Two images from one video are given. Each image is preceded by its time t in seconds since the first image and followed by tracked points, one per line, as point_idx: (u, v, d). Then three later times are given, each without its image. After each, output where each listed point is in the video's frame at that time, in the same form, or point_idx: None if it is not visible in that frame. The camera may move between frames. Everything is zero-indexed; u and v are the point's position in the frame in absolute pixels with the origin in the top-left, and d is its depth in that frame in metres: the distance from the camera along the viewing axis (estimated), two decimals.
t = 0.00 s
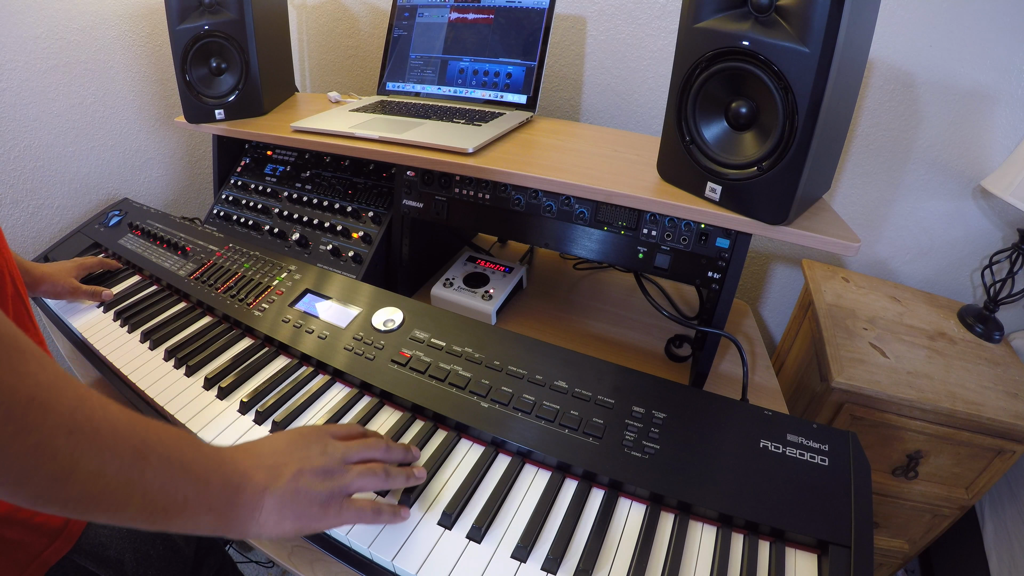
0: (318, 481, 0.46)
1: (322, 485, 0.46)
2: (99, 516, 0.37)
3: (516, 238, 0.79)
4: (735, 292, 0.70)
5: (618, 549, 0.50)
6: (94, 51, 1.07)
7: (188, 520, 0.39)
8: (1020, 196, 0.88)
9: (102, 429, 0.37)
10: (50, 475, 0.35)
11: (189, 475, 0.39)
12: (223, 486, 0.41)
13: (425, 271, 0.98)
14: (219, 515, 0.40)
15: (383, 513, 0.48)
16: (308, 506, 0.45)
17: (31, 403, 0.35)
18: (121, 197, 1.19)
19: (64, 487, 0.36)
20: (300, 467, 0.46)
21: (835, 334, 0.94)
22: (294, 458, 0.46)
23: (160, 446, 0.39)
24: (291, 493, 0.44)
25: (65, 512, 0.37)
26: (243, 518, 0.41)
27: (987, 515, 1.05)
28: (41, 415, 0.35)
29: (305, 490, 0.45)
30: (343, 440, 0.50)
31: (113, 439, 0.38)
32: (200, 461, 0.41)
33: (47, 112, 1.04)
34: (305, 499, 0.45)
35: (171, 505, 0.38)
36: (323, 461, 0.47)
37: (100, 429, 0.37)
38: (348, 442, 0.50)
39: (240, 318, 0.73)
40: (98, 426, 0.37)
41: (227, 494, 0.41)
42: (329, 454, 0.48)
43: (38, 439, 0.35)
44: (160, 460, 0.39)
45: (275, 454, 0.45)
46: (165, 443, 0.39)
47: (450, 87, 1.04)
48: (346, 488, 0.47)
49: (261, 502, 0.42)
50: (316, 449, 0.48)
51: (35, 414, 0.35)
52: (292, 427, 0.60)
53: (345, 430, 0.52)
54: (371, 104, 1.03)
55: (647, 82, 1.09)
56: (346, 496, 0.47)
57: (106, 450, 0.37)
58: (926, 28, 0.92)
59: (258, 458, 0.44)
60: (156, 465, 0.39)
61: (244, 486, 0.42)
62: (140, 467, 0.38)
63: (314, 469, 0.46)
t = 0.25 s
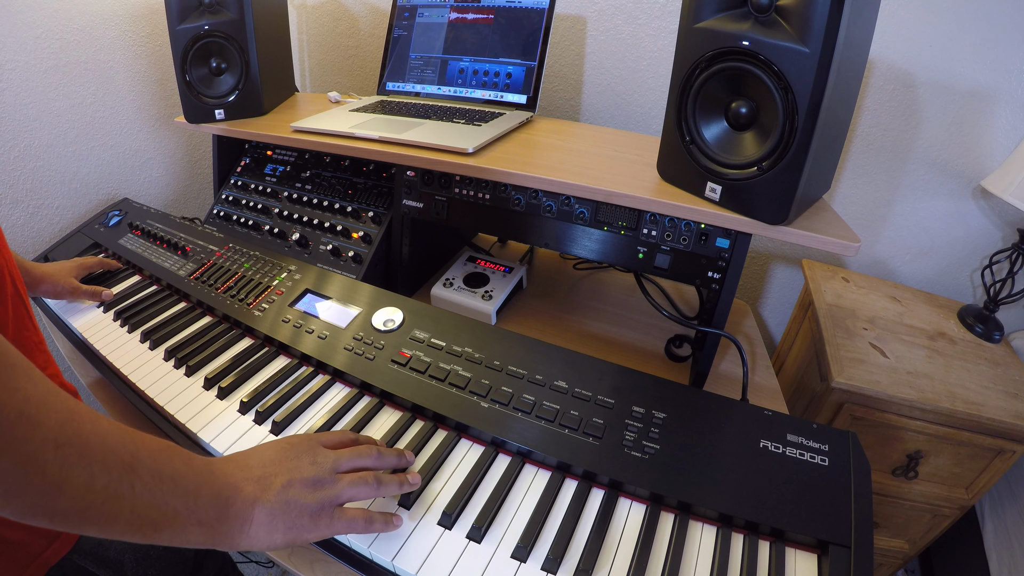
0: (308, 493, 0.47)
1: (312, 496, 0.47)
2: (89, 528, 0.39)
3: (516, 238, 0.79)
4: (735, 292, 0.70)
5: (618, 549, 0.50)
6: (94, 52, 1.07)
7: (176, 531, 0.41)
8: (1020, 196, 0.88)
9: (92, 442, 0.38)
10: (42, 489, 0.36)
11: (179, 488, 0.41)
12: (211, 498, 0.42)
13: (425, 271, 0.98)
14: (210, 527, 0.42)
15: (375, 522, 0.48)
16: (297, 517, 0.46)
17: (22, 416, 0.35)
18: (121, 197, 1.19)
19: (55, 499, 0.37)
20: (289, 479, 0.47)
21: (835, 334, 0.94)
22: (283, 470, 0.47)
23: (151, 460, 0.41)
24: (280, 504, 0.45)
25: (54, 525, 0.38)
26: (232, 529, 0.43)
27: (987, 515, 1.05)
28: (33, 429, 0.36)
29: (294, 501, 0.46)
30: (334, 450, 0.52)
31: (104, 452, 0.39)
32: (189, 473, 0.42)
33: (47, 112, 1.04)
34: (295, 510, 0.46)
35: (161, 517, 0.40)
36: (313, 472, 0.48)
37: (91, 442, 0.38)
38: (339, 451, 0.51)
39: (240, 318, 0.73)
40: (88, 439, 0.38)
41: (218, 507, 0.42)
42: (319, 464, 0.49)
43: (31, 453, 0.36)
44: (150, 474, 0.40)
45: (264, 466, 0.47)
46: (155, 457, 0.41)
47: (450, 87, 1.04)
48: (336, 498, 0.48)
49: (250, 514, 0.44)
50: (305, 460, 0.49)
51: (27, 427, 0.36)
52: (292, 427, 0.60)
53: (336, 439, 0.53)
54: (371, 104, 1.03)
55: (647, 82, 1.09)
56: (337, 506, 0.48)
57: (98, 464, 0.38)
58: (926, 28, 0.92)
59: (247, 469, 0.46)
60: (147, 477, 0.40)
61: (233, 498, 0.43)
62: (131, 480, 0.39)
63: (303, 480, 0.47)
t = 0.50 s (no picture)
0: (309, 493, 0.47)
1: (313, 497, 0.47)
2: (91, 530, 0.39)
3: (516, 238, 0.79)
4: (735, 292, 0.70)
5: (618, 549, 0.50)
6: (94, 52, 1.07)
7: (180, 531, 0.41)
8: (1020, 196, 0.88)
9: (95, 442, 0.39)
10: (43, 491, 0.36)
11: (180, 489, 0.41)
12: (212, 499, 0.42)
13: (425, 271, 0.98)
14: (211, 528, 0.42)
15: (375, 520, 0.48)
16: (298, 516, 0.46)
17: (22, 417, 0.36)
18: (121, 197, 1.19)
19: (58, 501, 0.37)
20: (288, 479, 0.46)
21: (835, 334, 0.94)
22: (282, 470, 0.47)
23: (152, 462, 0.41)
24: (280, 503, 0.45)
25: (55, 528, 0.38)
26: (234, 530, 0.43)
27: (987, 514, 1.05)
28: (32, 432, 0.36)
29: (294, 501, 0.46)
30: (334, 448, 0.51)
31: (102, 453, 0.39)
32: (190, 475, 0.42)
33: (47, 112, 1.04)
34: (295, 511, 0.46)
35: (164, 518, 0.40)
36: (314, 472, 0.48)
37: (93, 445, 0.39)
38: (339, 450, 0.51)
39: (240, 318, 0.73)
40: (91, 441, 0.39)
41: (219, 508, 0.42)
42: (319, 464, 0.49)
43: (33, 456, 0.36)
44: (152, 475, 0.40)
45: (264, 466, 0.47)
46: (156, 459, 0.41)
47: (450, 87, 1.04)
48: (337, 498, 0.48)
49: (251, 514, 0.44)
50: (305, 459, 0.48)
51: (27, 428, 0.36)
52: (292, 427, 0.60)
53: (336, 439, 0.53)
54: (371, 104, 1.03)
55: (647, 82, 1.09)
56: (338, 505, 0.48)
57: (100, 466, 0.38)
58: (926, 28, 0.92)
59: (246, 469, 0.46)
60: (149, 478, 0.40)
61: (233, 499, 0.43)
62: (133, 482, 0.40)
63: (303, 481, 0.47)
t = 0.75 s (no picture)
0: (277, 443, 0.47)
1: (281, 448, 0.47)
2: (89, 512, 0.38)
3: (516, 238, 0.79)
4: (735, 292, 0.70)
5: (618, 550, 0.50)
6: (93, 51, 1.07)
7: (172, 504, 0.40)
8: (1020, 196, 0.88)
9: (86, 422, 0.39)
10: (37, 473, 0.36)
11: (166, 463, 0.40)
12: (197, 468, 0.41)
13: (425, 271, 0.98)
14: (198, 498, 0.40)
15: (343, 460, 0.50)
16: (274, 469, 0.45)
17: (18, 406, 0.36)
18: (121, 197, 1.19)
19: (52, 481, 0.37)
20: (256, 436, 0.46)
21: (835, 334, 0.94)
22: (251, 431, 0.46)
23: (140, 439, 0.40)
24: (254, 458, 0.44)
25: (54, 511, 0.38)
26: (221, 496, 0.42)
27: (987, 514, 1.05)
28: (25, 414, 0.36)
29: (266, 455, 0.46)
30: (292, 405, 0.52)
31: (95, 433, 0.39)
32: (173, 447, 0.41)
33: (47, 112, 1.04)
34: (269, 462, 0.45)
35: (153, 491, 0.39)
36: (278, 425, 0.48)
37: (81, 428, 0.38)
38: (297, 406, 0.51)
39: (240, 318, 0.73)
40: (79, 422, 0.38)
41: (203, 478, 0.41)
42: (282, 417, 0.49)
43: (24, 440, 0.36)
44: (139, 450, 0.39)
45: (234, 431, 0.46)
46: (143, 433, 0.40)
47: (450, 87, 1.04)
48: (304, 444, 0.48)
49: (233, 476, 0.43)
50: (268, 415, 0.49)
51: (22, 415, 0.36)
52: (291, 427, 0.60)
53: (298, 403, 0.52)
54: (371, 104, 1.03)
55: (647, 82, 1.09)
56: (307, 453, 0.48)
57: (87, 444, 0.38)
58: (926, 28, 0.92)
59: (221, 438, 0.45)
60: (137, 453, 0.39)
61: (216, 466, 0.42)
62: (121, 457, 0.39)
63: (269, 434, 0.47)
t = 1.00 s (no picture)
0: (223, 441, 0.51)
1: (227, 443, 0.51)
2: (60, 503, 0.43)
3: (516, 238, 0.79)
4: (735, 292, 0.70)
5: (618, 550, 0.50)
6: (93, 51, 1.07)
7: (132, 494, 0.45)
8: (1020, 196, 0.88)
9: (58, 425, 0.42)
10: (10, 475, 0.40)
11: (122, 460, 0.45)
12: (152, 462, 0.46)
13: (425, 271, 0.98)
14: (149, 490, 0.46)
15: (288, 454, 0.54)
16: (221, 464, 0.50)
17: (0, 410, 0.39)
18: (121, 197, 1.19)
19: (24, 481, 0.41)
20: (204, 432, 0.50)
21: (834, 334, 0.94)
22: (201, 426, 0.51)
23: (103, 438, 0.44)
24: (201, 454, 0.49)
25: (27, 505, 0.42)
26: (169, 488, 0.47)
27: (987, 514, 1.05)
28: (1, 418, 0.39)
29: (213, 451, 0.50)
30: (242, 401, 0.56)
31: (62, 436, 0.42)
32: (130, 443, 0.45)
33: (48, 112, 1.04)
34: (215, 457, 0.50)
35: (116, 485, 0.44)
36: (226, 421, 0.52)
37: (47, 430, 0.42)
38: (246, 402, 0.56)
39: (240, 318, 0.73)
40: (48, 426, 0.42)
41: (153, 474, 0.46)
42: (231, 414, 0.53)
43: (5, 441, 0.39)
44: (101, 449, 0.44)
45: (185, 425, 0.50)
46: (105, 434, 0.44)
47: (450, 87, 1.04)
48: (250, 440, 0.53)
49: (183, 470, 0.48)
50: (218, 412, 0.53)
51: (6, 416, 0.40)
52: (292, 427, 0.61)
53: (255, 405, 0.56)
54: (371, 104, 1.03)
55: (647, 82, 1.09)
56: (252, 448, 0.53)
57: (54, 445, 0.42)
58: (926, 28, 0.92)
59: (171, 430, 0.49)
60: (99, 452, 0.44)
61: (168, 460, 0.47)
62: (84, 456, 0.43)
63: (217, 430, 0.51)
